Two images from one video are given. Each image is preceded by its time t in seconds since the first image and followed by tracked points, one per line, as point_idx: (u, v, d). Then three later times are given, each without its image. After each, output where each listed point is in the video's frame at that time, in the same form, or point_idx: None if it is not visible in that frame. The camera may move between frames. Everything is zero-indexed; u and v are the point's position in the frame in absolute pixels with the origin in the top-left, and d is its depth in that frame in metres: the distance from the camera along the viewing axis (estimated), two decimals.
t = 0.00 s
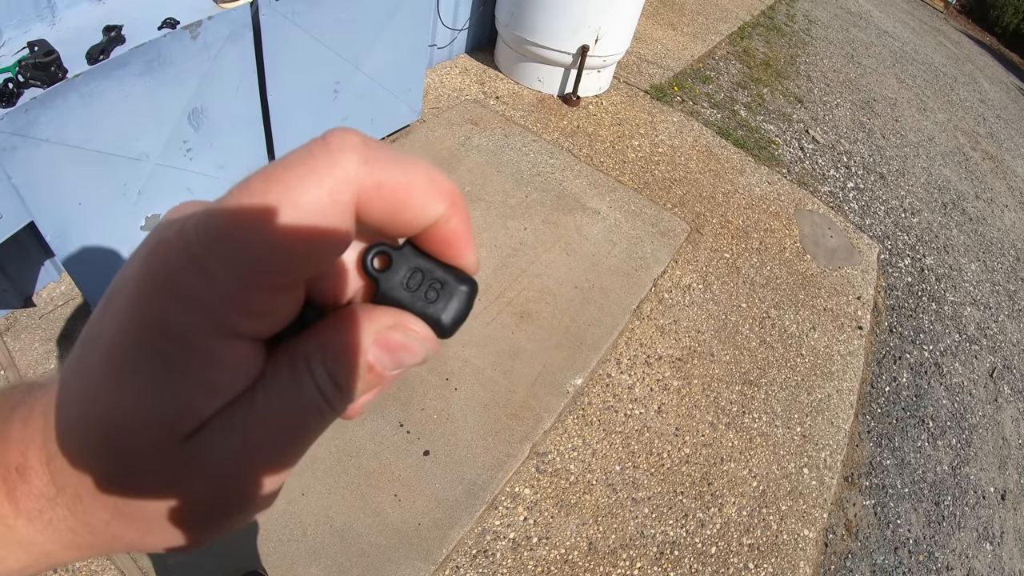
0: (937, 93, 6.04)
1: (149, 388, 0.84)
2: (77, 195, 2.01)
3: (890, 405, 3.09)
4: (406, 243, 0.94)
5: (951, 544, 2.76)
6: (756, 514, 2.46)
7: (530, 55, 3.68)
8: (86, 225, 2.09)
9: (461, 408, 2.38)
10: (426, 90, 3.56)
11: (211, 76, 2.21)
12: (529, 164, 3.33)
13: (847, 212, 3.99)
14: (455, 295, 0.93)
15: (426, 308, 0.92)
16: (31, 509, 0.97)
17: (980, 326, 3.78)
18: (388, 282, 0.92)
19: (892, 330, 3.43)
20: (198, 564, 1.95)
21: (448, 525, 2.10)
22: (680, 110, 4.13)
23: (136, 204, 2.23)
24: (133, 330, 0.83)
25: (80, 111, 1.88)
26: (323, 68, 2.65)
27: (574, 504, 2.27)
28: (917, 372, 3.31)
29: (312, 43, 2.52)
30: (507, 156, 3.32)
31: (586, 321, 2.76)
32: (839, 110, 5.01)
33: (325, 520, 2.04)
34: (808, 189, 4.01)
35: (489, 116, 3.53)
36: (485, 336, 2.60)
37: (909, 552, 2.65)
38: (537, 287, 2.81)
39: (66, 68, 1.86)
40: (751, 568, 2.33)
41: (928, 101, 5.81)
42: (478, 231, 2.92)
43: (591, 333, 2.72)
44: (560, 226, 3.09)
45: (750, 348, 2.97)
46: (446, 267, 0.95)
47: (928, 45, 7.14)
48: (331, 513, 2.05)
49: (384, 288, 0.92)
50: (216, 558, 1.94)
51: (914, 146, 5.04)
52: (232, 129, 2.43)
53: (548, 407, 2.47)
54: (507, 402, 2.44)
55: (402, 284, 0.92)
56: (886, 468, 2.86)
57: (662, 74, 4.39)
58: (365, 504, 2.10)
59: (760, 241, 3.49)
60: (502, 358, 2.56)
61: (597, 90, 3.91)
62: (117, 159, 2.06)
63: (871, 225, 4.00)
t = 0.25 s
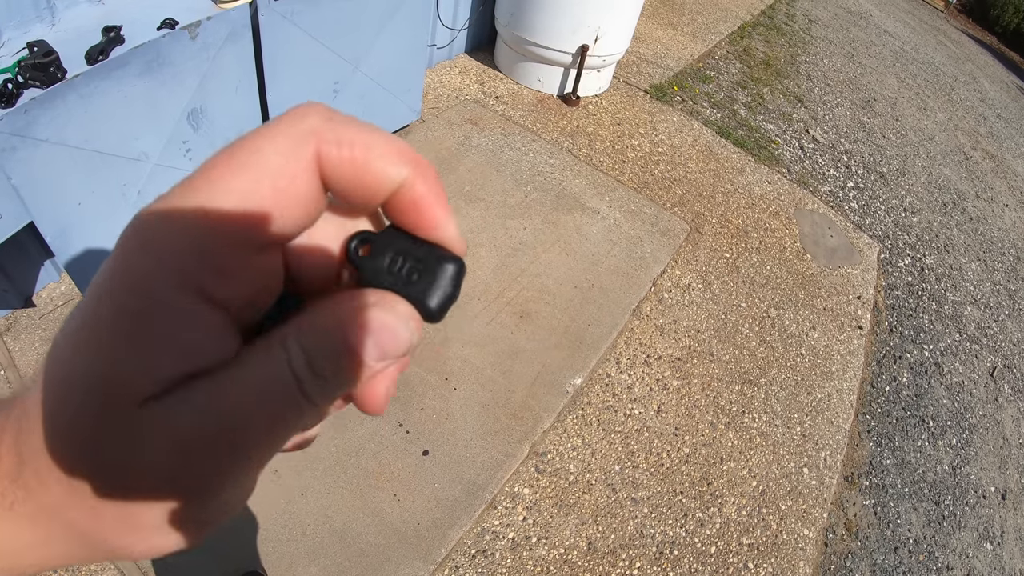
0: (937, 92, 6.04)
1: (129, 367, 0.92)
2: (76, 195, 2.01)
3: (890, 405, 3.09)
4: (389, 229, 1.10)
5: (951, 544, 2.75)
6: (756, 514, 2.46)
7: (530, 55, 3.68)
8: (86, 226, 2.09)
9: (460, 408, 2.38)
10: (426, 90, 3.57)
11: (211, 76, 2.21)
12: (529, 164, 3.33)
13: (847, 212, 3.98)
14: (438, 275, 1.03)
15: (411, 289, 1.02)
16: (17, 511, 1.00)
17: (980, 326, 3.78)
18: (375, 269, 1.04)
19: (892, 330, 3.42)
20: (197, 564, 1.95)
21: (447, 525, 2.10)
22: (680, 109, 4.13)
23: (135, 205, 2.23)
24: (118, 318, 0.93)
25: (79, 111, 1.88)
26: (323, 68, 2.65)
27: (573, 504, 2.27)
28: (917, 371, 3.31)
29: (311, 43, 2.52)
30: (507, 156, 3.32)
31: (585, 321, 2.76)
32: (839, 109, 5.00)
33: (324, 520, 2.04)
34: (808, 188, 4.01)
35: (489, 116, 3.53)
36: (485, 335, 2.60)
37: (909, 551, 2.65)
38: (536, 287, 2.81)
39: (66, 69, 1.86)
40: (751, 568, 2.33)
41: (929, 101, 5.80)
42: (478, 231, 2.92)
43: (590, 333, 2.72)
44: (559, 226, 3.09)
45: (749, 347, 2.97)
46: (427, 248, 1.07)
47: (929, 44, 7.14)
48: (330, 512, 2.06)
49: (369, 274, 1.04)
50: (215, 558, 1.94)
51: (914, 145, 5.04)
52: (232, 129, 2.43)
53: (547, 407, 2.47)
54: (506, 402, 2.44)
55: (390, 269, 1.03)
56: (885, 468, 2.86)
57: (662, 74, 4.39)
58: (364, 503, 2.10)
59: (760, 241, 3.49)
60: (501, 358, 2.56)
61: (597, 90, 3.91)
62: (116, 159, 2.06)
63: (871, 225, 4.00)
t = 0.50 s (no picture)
0: (937, 91, 6.03)
1: (128, 319, 0.92)
2: (75, 197, 2.01)
3: (890, 405, 3.08)
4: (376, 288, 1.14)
5: (952, 544, 2.75)
6: (755, 515, 2.45)
7: (529, 55, 3.68)
8: (85, 228, 2.09)
9: (459, 409, 2.38)
10: (425, 90, 3.56)
11: (209, 77, 2.21)
12: (528, 164, 3.32)
13: (847, 211, 3.98)
14: (410, 298, 0.96)
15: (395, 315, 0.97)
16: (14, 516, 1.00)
17: (980, 325, 3.77)
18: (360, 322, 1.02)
19: (892, 329, 3.42)
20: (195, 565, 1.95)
21: (446, 525, 2.10)
22: (679, 109, 4.12)
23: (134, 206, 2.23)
24: (129, 284, 0.98)
25: (78, 113, 1.88)
26: (321, 69, 2.65)
27: (573, 505, 2.26)
28: (917, 371, 3.30)
29: (309, 44, 2.51)
30: (506, 156, 3.32)
31: (584, 321, 2.76)
32: (840, 109, 5.00)
33: (323, 521, 2.04)
34: (807, 188, 4.00)
35: (488, 116, 3.53)
36: (484, 336, 2.60)
37: (909, 551, 2.65)
38: (535, 287, 2.81)
39: (64, 70, 1.86)
40: (751, 568, 2.32)
41: (929, 100, 5.79)
42: (477, 231, 2.92)
43: (589, 333, 2.72)
44: (558, 226, 3.09)
45: (749, 347, 2.97)
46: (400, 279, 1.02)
47: (929, 43, 7.12)
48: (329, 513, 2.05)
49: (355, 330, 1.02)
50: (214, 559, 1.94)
51: (914, 144, 5.03)
52: (231, 130, 2.43)
53: (546, 407, 2.47)
54: (505, 402, 2.44)
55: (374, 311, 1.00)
56: (885, 468, 2.86)
57: (661, 73, 4.38)
58: (363, 504, 2.10)
59: (760, 240, 3.48)
60: (500, 358, 2.55)
61: (597, 89, 3.91)
62: (115, 160, 2.06)
63: (872, 224, 3.99)
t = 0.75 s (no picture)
0: (937, 90, 6.02)
1: (142, 291, 1.06)
2: (75, 198, 2.01)
3: (891, 404, 3.08)
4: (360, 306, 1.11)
5: (953, 544, 2.74)
6: (756, 515, 2.45)
7: (529, 55, 3.67)
8: (84, 229, 2.09)
9: (459, 409, 2.38)
10: (425, 90, 3.56)
11: (208, 78, 2.21)
12: (528, 164, 3.32)
13: (848, 211, 3.97)
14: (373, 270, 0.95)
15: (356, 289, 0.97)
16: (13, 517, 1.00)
17: (981, 325, 3.76)
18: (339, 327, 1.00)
19: (893, 329, 3.41)
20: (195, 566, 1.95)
21: (445, 526, 2.09)
22: (679, 108, 4.12)
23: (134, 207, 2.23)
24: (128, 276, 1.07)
25: (77, 114, 1.87)
26: (321, 70, 2.64)
27: (573, 505, 2.26)
28: (918, 371, 3.29)
29: (308, 44, 2.51)
30: (506, 156, 3.31)
31: (585, 322, 2.75)
32: (840, 108, 4.99)
33: (323, 522, 2.03)
34: (808, 188, 3.99)
35: (488, 116, 3.52)
36: (484, 336, 2.59)
37: (910, 551, 2.64)
38: (535, 287, 2.81)
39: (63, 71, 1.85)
40: (752, 569, 2.32)
41: (929, 99, 5.78)
42: (477, 231, 2.92)
43: (589, 333, 2.72)
44: (559, 226, 3.08)
45: (750, 347, 2.96)
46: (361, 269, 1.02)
47: (929, 43, 7.12)
48: (329, 514, 2.05)
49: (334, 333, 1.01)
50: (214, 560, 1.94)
51: (914, 144, 5.02)
52: (231, 131, 2.43)
53: (546, 408, 2.46)
54: (505, 402, 2.44)
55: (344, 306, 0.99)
56: (886, 468, 2.85)
57: (661, 73, 4.38)
58: (364, 505, 2.09)
59: (760, 240, 3.48)
60: (500, 358, 2.55)
61: (597, 89, 3.90)
62: (114, 161, 2.06)
63: (872, 224, 3.98)
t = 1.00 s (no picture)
0: (938, 91, 6.02)
1: (141, 297, 1.08)
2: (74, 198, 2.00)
3: (891, 405, 3.07)
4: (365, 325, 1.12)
5: (953, 545, 2.74)
6: (756, 516, 2.44)
7: (529, 55, 3.67)
8: (84, 230, 2.08)
9: (458, 410, 2.37)
10: (425, 90, 3.56)
11: (208, 78, 2.21)
12: (528, 164, 3.31)
13: (848, 211, 3.97)
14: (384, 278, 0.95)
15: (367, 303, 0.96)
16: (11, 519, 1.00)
17: (981, 325, 3.76)
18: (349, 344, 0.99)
19: (893, 330, 3.41)
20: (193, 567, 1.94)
21: (445, 527, 2.09)
22: (680, 108, 4.12)
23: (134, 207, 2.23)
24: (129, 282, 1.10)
25: (77, 114, 1.87)
26: (321, 70, 2.64)
27: (573, 506, 2.26)
28: (919, 372, 3.29)
29: (308, 44, 2.50)
30: (506, 156, 3.31)
31: (584, 322, 2.75)
32: (840, 108, 4.99)
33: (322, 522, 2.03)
34: (808, 188, 3.99)
35: (488, 116, 3.52)
36: (484, 337, 2.59)
37: (910, 552, 2.64)
38: (535, 287, 2.80)
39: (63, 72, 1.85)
40: (751, 570, 2.31)
41: (930, 99, 5.78)
42: (477, 232, 2.91)
43: (589, 334, 2.71)
44: (559, 226, 3.08)
45: (750, 348, 2.96)
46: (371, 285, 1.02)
47: (930, 43, 7.11)
48: (329, 514, 2.05)
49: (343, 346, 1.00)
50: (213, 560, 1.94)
51: (915, 144, 5.02)
52: (231, 131, 2.43)
53: (546, 408, 2.46)
54: (504, 403, 2.43)
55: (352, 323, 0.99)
56: (887, 469, 2.85)
57: (661, 73, 4.37)
58: (363, 506, 2.09)
59: (761, 241, 3.47)
60: (500, 359, 2.54)
61: (597, 89, 3.90)
62: (114, 161, 2.06)
63: (873, 224, 3.98)
